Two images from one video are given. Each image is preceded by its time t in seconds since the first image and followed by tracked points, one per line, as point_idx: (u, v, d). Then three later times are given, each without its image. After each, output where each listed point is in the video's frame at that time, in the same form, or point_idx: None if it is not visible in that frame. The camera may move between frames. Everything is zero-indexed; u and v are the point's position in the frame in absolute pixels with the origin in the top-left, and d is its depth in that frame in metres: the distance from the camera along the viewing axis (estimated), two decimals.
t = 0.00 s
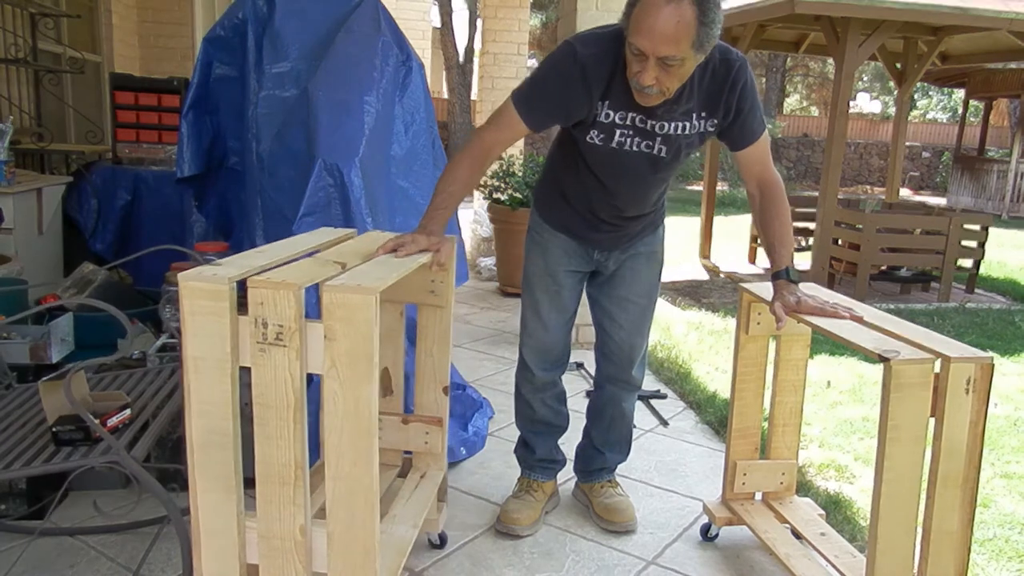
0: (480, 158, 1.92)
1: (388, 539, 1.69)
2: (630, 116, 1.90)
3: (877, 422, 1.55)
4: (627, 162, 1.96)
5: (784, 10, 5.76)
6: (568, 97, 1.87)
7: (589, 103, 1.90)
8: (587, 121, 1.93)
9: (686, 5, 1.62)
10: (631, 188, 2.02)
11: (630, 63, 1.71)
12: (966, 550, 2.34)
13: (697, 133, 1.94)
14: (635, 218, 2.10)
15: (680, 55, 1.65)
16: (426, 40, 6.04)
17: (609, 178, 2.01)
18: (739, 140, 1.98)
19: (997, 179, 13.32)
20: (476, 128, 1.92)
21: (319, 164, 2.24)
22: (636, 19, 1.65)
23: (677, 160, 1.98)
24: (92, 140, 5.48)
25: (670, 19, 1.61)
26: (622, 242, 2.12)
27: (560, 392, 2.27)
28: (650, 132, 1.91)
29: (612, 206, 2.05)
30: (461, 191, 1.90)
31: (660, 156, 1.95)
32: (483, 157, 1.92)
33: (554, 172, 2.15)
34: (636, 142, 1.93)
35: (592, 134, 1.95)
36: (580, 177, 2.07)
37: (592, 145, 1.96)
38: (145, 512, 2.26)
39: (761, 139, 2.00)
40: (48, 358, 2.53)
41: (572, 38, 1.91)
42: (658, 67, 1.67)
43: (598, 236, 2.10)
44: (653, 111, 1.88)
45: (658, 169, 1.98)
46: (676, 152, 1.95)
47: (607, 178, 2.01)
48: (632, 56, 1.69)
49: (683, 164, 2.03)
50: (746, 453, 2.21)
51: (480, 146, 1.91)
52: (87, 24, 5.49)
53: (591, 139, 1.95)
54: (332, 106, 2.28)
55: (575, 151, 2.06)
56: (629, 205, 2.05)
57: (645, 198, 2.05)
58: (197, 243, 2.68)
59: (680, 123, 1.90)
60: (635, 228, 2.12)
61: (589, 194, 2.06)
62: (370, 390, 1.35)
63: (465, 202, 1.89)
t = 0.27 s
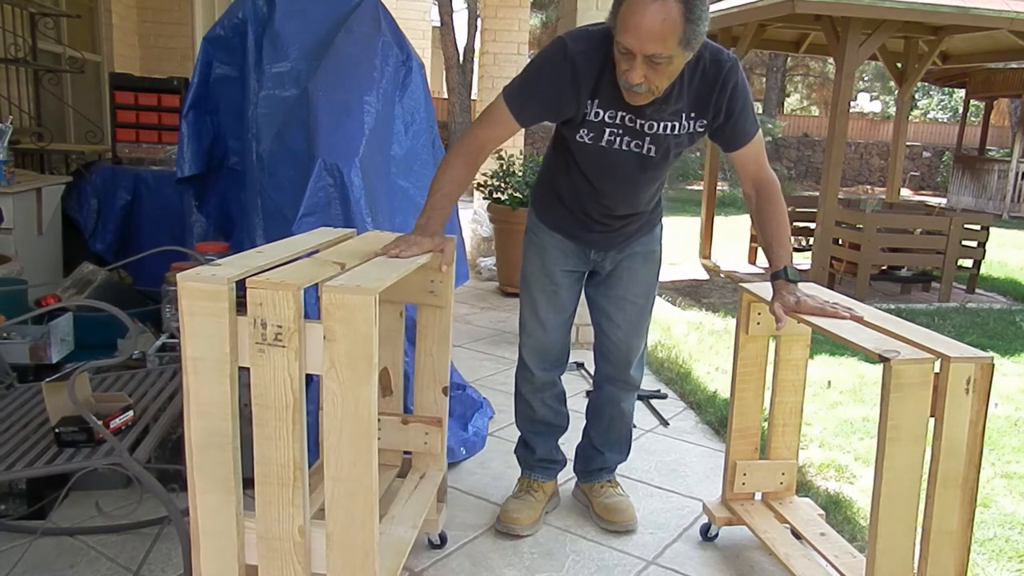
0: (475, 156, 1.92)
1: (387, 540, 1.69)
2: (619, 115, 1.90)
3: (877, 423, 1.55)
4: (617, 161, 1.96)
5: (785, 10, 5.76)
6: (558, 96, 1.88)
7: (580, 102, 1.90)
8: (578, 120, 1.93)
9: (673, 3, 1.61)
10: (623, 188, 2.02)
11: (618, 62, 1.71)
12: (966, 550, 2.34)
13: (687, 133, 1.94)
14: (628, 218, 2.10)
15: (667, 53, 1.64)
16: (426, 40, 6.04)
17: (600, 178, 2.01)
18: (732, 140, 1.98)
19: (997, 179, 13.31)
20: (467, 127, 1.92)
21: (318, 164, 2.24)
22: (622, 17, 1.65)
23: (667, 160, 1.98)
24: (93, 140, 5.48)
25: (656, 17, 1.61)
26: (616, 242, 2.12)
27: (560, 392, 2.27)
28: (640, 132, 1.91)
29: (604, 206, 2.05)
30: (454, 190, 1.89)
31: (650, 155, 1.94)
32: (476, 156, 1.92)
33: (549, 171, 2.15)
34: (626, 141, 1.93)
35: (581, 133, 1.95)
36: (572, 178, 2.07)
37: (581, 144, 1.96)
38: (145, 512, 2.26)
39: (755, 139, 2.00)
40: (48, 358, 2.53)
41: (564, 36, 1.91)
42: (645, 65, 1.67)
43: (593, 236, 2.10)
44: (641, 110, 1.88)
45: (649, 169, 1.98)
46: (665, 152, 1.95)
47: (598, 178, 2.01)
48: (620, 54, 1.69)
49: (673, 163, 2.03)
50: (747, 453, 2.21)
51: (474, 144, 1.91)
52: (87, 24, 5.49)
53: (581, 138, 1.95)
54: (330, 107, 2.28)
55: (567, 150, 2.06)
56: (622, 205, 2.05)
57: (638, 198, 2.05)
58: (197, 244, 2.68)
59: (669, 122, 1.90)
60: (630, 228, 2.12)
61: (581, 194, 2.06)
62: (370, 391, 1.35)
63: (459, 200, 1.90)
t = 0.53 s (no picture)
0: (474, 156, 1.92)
1: (387, 540, 1.69)
2: (617, 115, 1.89)
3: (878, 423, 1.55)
4: (615, 161, 1.96)
5: (785, 10, 5.76)
6: (556, 96, 1.88)
7: (577, 102, 1.90)
8: (575, 120, 1.93)
9: (670, 4, 1.61)
10: (621, 188, 2.01)
11: (616, 62, 1.70)
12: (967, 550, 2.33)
13: (685, 133, 1.94)
14: (627, 218, 2.10)
15: (665, 53, 1.64)
16: (426, 40, 6.04)
17: (598, 178, 2.00)
18: (729, 139, 1.97)
19: (998, 179, 13.31)
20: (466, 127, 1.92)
21: (318, 164, 2.24)
22: (620, 17, 1.65)
23: (665, 160, 1.97)
24: (92, 140, 5.48)
25: (654, 17, 1.60)
26: (614, 242, 2.11)
27: (560, 392, 2.27)
28: (637, 132, 1.91)
29: (602, 205, 2.05)
30: (454, 190, 1.89)
31: (647, 155, 1.94)
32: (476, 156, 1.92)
33: (547, 171, 2.15)
34: (624, 141, 1.92)
35: (579, 133, 1.94)
36: (570, 178, 2.07)
37: (580, 144, 1.96)
38: (145, 512, 2.26)
39: (752, 139, 1.99)
40: (47, 358, 2.52)
41: (562, 35, 1.91)
42: (643, 65, 1.66)
43: (591, 236, 2.09)
44: (639, 111, 1.88)
45: (646, 169, 1.97)
46: (662, 152, 1.95)
47: (596, 178, 2.00)
48: (618, 54, 1.68)
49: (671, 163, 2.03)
50: (747, 453, 2.21)
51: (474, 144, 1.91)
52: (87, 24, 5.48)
53: (580, 138, 1.95)
54: (330, 107, 2.28)
55: (565, 150, 2.06)
56: (620, 205, 2.05)
57: (636, 197, 2.05)
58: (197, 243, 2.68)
59: (667, 122, 1.90)
60: (628, 227, 2.11)
61: (580, 194, 2.06)
62: (369, 391, 1.35)
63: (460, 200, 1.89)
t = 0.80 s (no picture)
0: (474, 156, 1.92)
1: (387, 540, 1.69)
2: (616, 116, 1.89)
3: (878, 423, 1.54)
4: (613, 162, 1.96)
5: (785, 10, 5.76)
6: (555, 97, 1.87)
7: (576, 103, 1.90)
8: (574, 121, 1.93)
9: (669, 7, 1.61)
10: (620, 189, 2.01)
11: (616, 65, 1.70)
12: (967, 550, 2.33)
13: (684, 134, 1.94)
14: (626, 218, 2.10)
15: (665, 56, 1.64)
16: (426, 40, 6.03)
17: (597, 179, 2.00)
18: (727, 140, 1.97)
19: (998, 178, 13.31)
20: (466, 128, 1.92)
21: (318, 164, 2.24)
22: (619, 20, 1.64)
23: (664, 161, 1.97)
24: (92, 140, 5.48)
25: (653, 20, 1.60)
26: (613, 242, 2.11)
27: (560, 391, 2.27)
28: (636, 133, 1.91)
29: (602, 206, 2.05)
30: (455, 191, 1.89)
31: (646, 156, 1.94)
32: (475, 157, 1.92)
33: (547, 171, 2.14)
34: (622, 142, 1.92)
35: (578, 135, 1.94)
36: (569, 178, 2.07)
37: (579, 145, 1.96)
38: (144, 512, 2.26)
39: (750, 139, 1.99)
40: (47, 358, 2.52)
41: (562, 36, 1.91)
42: (644, 68, 1.66)
43: (590, 236, 2.09)
44: (638, 112, 1.88)
45: (645, 170, 1.97)
46: (661, 152, 1.95)
47: (595, 178, 2.00)
48: (618, 58, 1.68)
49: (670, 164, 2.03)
50: (747, 453, 2.21)
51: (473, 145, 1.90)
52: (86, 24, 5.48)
53: (579, 139, 1.95)
54: (329, 107, 2.28)
55: (564, 150, 2.06)
56: (619, 205, 2.05)
57: (634, 198, 2.04)
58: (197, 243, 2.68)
59: (665, 124, 1.90)
60: (627, 227, 2.11)
61: (579, 194, 2.06)
62: (369, 391, 1.35)
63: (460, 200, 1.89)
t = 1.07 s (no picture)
0: (473, 156, 1.92)
1: (388, 539, 1.69)
2: (614, 116, 1.89)
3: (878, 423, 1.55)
4: (611, 162, 1.96)
5: (785, 10, 5.76)
6: (553, 97, 1.88)
7: (573, 103, 1.90)
8: (572, 121, 1.93)
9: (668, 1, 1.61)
10: (618, 189, 2.01)
11: (618, 63, 1.70)
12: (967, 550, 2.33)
13: (681, 133, 1.94)
14: (625, 218, 2.10)
15: (667, 50, 1.64)
16: (426, 40, 6.03)
17: (595, 178, 2.00)
18: (725, 139, 1.97)
19: (998, 179, 13.31)
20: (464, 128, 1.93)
21: (319, 164, 2.24)
22: (618, 17, 1.65)
23: (662, 160, 1.97)
24: (92, 140, 5.48)
25: (653, 16, 1.60)
26: (612, 242, 2.11)
27: (560, 391, 2.27)
28: (634, 132, 1.91)
29: (600, 205, 2.05)
30: (456, 190, 1.89)
31: (644, 156, 1.94)
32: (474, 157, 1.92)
33: (546, 171, 2.14)
34: (620, 142, 1.92)
35: (576, 135, 1.95)
36: (568, 178, 2.07)
37: (577, 145, 1.96)
38: (145, 512, 2.26)
39: (748, 138, 1.99)
40: (47, 358, 2.52)
41: (558, 37, 1.91)
42: (648, 64, 1.66)
43: (589, 236, 2.09)
44: (635, 111, 1.88)
45: (643, 169, 1.97)
46: (659, 151, 1.95)
47: (594, 178, 2.00)
48: (619, 56, 1.68)
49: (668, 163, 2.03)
50: (747, 453, 2.21)
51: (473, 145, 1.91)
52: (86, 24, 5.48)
53: (577, 140, 1.95)
54: (329, 107, 2.28)
55: (562, 150, 2.06)
56: (617, 205, 2.05)
57: (632, 197, 2.04)
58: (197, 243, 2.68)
59: (663, 123, 1.90)
60: (626, 227, 2.11)
61: (577, 194, 2.06)
62: (369, 390, 1.35)
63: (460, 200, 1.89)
